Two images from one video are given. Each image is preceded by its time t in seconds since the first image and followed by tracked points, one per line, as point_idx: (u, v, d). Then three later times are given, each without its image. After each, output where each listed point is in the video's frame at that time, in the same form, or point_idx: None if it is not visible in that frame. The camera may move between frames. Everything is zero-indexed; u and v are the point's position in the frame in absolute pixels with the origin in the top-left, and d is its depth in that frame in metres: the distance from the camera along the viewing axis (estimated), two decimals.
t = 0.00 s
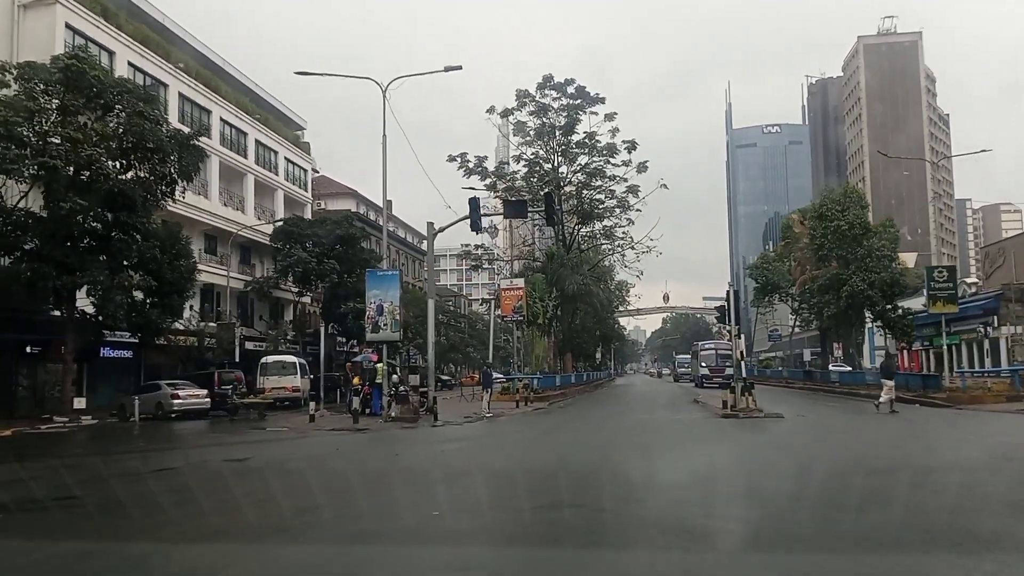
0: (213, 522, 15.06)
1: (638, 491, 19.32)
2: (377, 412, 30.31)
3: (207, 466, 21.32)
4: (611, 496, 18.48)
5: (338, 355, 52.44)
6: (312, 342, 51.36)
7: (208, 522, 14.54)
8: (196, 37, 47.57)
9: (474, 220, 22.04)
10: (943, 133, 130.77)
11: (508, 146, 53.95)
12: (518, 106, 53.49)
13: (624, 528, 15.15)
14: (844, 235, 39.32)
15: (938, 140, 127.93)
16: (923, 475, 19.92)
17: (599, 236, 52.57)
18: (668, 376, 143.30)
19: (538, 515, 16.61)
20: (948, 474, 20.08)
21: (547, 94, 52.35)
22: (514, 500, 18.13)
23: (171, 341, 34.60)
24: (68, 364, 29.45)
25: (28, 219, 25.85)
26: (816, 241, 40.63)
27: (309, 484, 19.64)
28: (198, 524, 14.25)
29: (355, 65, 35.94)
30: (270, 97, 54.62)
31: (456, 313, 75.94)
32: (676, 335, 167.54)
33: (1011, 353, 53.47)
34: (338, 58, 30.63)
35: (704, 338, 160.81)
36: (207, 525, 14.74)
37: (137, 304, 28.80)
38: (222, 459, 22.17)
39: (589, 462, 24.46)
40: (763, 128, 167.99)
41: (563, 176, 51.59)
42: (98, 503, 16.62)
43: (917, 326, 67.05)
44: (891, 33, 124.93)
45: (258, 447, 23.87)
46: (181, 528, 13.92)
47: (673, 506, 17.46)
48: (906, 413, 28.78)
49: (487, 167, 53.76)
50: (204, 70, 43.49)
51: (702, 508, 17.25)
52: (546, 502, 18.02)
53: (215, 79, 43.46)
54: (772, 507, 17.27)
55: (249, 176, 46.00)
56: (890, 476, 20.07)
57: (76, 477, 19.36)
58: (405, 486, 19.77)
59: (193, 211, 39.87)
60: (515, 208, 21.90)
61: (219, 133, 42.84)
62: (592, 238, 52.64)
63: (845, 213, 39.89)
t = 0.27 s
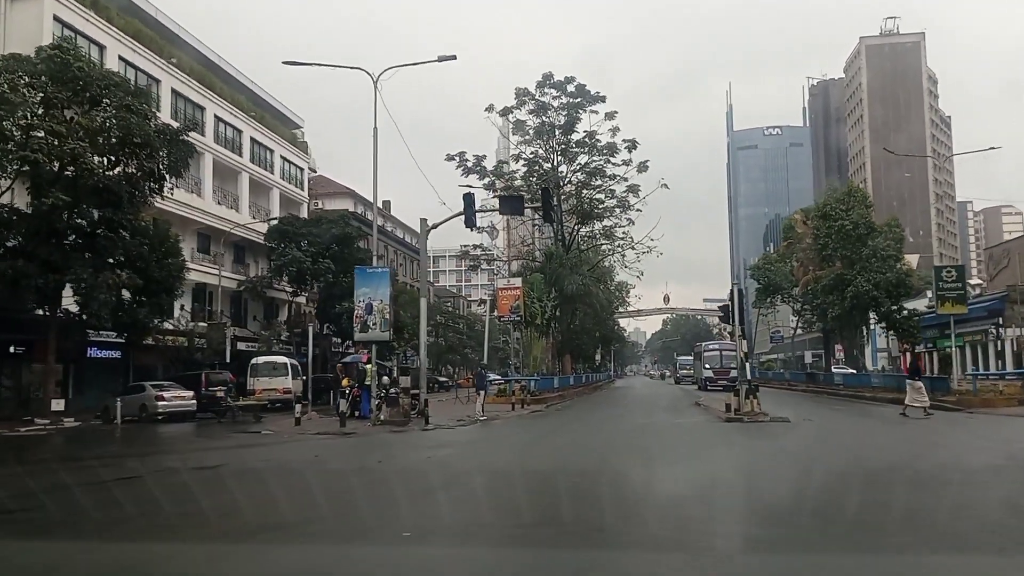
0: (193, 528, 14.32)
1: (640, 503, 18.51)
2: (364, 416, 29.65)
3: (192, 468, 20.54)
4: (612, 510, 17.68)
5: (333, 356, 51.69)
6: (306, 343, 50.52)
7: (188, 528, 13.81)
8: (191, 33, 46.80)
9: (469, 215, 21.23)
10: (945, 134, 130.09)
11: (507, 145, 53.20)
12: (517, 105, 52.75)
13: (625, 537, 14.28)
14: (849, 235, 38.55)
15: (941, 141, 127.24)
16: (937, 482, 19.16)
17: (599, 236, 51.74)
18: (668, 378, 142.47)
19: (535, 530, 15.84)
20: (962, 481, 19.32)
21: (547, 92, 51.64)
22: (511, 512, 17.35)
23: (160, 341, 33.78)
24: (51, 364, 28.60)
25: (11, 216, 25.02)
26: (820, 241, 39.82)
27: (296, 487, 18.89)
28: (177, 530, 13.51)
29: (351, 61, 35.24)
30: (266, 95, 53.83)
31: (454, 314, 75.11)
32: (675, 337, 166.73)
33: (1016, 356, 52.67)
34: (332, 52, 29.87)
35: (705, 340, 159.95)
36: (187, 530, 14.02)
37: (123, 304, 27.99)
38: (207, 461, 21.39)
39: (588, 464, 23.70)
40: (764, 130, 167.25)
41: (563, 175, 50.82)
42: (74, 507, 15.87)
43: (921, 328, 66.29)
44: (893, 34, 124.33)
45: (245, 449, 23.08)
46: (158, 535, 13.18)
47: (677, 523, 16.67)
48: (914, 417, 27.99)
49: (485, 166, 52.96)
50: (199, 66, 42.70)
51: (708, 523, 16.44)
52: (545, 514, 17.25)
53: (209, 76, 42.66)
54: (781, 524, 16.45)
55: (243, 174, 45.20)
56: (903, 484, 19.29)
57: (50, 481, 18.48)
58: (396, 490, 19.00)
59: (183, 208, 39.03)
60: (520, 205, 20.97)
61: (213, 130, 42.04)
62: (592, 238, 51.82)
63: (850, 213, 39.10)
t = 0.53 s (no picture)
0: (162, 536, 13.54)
1: (636, 511, 17.71)
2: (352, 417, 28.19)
3: (169, 471, 19.73)
4: (606, 520, 16.86)
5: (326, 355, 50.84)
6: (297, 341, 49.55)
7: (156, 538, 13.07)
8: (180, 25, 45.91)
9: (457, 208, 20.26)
10: (945, 135, 129.39)
11: (503, 141, 52.34)
12: (513, 100, 51.86)
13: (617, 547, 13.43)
14: (851, 233, 37.71)
15: (940, 141, 126.55)
16: (942, 483, 18.45)
17: (597, 234, 50.84)
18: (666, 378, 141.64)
19: (523, 543, 15.09)
20: (968, 481, 18.59)
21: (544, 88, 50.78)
22: (499, 523, 16.50)
23: (143, 339, 32.91)
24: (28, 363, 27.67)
25: None
26: (821, 239, 38.97)
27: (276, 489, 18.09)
28: (145, 542, 12.80)
29: (342, 50, 34.46)
30: (257, 89, 52.92)
31: (450, 313, 74.11)
32: (674, 338, 165.85)
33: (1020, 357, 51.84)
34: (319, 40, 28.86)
35: (703, 341, 159.14)
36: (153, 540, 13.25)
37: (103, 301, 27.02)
38: (186, 465, 20.52)
39: (580, 466, 22.89)
40: (763, 130, 166.50)
41: (560, 172, 49.95)
42: (38, 513, 15.04)
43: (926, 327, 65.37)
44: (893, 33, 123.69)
45: (225, 451, 22.25)
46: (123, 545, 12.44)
47: (673, 532, 15.91)
48: (918, 421, 27.15)
49: (481, 163, 52.05)
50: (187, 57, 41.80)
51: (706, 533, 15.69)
52: (535, 524, 16.45)
53: (197, 67, 41.77)
54: (781, 533, 15.71)
55: (233, 169, 44.31)
56: (907, 486, 18.54)
57: (16, 487, 17.60)
58: (380, 496, 18.19)
59: (169, 202, 38.13)
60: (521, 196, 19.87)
61: (201, 123, 41.15)
62: (590, 237, 50.90)
63: (853, 210, 38.25)
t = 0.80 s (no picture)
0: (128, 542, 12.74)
1: (635, 517, 16.92)
2: (336, 418, 26.98)
3: (146, 472, 18.86)
4: (603, 527, 16.08)
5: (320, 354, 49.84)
6: (289, 340, 48.56)
7: (124, 543, 12.21)
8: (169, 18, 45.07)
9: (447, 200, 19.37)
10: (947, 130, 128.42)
11: (501, 136, 51.42)
12: (510, 94, 50.95)
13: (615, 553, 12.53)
14: (856, 227, 36.80)
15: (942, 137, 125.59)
16: (956, 484, 17.63)
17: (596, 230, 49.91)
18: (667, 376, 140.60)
19: (515, 548, 14.24)
20: (983, 482, 17.76)
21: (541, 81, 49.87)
22: (491, 529, 15.68)
23: (127, 337, 31.98)
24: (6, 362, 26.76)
25: None
26: (826, 234, 38.03)
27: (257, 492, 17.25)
28: (111, 546, 11.96)
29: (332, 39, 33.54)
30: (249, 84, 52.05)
31: (447, 312, 73.10)
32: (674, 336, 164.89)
33: None
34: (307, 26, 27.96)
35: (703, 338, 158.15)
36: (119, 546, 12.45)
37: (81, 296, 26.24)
38: (166, 465, 19.66)
39: (578, 466, 22.07)
40: (763, 127, 165.59)
41: (558, 167, 49.01)
42: (4, 516, 14.24)
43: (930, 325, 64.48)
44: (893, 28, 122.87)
45: (207, 452, 21.37)
46: (85, 551, 11.58)
47: (674, 540, 15.12)
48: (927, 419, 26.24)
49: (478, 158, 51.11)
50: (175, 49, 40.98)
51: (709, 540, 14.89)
52: (528, 531, 15.65)
53: (186, 59, 40.93)
54: (788, 539, 14.92)
55: (224, 164, 43.41)
56: (918, 487, 17.74)
57: None
58: (367, 500, 17.36)
59: (155, 197, 37.27)
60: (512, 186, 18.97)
61: (190, 116, 40.29)
62: (589, 233, 49.94)
63: (858, 204, 37.33)
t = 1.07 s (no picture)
0: (99, 551, 11.90)
1: (643, 523, 16.06)
2: (321, 418, 25.38)
3: (128, 472, 18.02)
4: (610, 535, 15.21)
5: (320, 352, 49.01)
6: (286, 337, 47.67)
7: (86, 553, 11.48)
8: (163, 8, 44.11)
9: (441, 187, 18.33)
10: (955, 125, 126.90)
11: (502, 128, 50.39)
12: (511, 86, 49.95)
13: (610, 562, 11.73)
14: (867, 219, 35.73)
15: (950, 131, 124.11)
16: (980, 486, 16.71)
17: (599, 225, 48.87)
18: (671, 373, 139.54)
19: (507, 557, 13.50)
20: (1009, 483, 16.84)
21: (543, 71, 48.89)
22: (490, 535, 14.85)
23: (116, 334, 31.13)
24: None
25: None
26: (837, 227, 36.94)
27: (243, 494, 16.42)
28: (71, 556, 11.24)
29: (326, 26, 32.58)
30: (246, 76, 51.12)
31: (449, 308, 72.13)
32: (679, 333, 163.96)
33: None
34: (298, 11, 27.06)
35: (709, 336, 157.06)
36: (89, 555, 11.62)
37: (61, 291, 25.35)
38: (147, 465, 18.87)
39: (582, 466, 21.21)
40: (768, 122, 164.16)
41: (560, 159, 48.00)
42: None
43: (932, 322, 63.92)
44: (900, 21, 121.50)
45: (193, 451, 20.52)
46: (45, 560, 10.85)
47: (684, 549, 14.28)
48: (943, 418, 25.21)
49: (478, 151, 50.10)
50: (168, 40, 40.07)
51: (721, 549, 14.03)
52: (530, 539, 14.82)
53: (179, 50, 40.00)
54: (806, 547, 14.05)
55: (219, 157, 42.50)
56: (941, 488, 16.82)
57: None
58: (359, 502, 16.50)
59: (147, 190, 36.40)
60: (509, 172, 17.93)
61: (183, 108, 39.36)
62: (592, 228, 48.88)
63: (868, 196, 36.27)
